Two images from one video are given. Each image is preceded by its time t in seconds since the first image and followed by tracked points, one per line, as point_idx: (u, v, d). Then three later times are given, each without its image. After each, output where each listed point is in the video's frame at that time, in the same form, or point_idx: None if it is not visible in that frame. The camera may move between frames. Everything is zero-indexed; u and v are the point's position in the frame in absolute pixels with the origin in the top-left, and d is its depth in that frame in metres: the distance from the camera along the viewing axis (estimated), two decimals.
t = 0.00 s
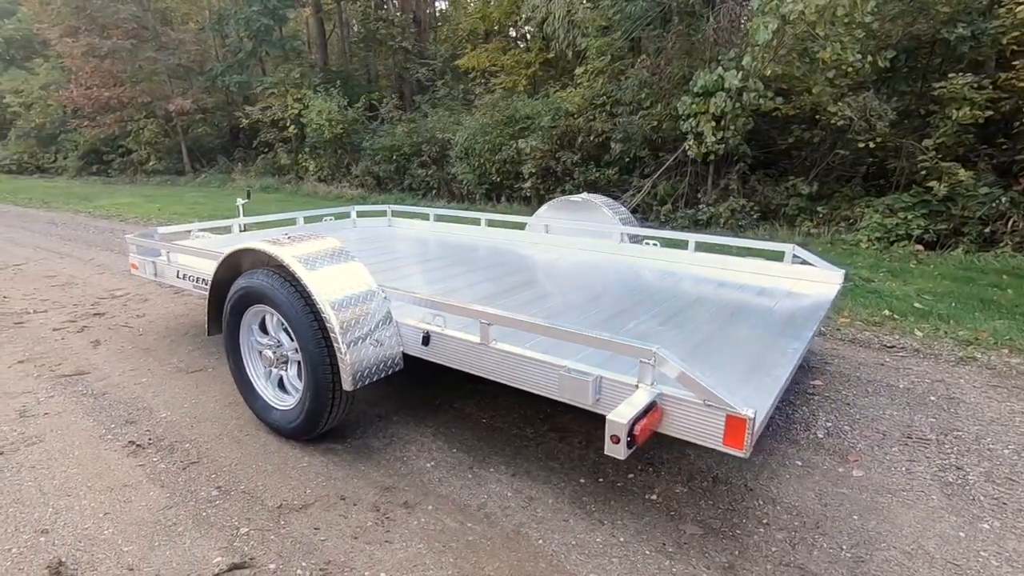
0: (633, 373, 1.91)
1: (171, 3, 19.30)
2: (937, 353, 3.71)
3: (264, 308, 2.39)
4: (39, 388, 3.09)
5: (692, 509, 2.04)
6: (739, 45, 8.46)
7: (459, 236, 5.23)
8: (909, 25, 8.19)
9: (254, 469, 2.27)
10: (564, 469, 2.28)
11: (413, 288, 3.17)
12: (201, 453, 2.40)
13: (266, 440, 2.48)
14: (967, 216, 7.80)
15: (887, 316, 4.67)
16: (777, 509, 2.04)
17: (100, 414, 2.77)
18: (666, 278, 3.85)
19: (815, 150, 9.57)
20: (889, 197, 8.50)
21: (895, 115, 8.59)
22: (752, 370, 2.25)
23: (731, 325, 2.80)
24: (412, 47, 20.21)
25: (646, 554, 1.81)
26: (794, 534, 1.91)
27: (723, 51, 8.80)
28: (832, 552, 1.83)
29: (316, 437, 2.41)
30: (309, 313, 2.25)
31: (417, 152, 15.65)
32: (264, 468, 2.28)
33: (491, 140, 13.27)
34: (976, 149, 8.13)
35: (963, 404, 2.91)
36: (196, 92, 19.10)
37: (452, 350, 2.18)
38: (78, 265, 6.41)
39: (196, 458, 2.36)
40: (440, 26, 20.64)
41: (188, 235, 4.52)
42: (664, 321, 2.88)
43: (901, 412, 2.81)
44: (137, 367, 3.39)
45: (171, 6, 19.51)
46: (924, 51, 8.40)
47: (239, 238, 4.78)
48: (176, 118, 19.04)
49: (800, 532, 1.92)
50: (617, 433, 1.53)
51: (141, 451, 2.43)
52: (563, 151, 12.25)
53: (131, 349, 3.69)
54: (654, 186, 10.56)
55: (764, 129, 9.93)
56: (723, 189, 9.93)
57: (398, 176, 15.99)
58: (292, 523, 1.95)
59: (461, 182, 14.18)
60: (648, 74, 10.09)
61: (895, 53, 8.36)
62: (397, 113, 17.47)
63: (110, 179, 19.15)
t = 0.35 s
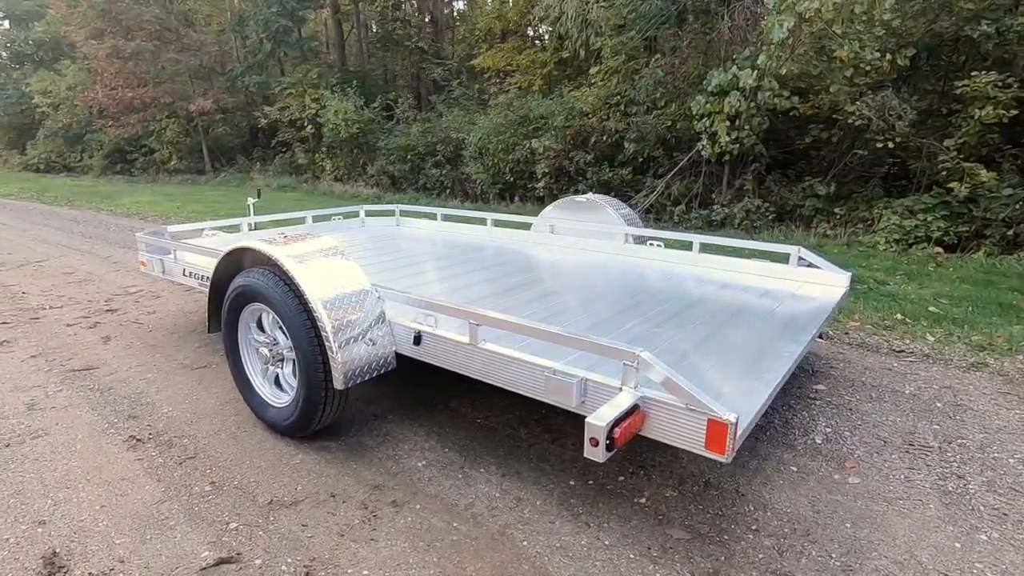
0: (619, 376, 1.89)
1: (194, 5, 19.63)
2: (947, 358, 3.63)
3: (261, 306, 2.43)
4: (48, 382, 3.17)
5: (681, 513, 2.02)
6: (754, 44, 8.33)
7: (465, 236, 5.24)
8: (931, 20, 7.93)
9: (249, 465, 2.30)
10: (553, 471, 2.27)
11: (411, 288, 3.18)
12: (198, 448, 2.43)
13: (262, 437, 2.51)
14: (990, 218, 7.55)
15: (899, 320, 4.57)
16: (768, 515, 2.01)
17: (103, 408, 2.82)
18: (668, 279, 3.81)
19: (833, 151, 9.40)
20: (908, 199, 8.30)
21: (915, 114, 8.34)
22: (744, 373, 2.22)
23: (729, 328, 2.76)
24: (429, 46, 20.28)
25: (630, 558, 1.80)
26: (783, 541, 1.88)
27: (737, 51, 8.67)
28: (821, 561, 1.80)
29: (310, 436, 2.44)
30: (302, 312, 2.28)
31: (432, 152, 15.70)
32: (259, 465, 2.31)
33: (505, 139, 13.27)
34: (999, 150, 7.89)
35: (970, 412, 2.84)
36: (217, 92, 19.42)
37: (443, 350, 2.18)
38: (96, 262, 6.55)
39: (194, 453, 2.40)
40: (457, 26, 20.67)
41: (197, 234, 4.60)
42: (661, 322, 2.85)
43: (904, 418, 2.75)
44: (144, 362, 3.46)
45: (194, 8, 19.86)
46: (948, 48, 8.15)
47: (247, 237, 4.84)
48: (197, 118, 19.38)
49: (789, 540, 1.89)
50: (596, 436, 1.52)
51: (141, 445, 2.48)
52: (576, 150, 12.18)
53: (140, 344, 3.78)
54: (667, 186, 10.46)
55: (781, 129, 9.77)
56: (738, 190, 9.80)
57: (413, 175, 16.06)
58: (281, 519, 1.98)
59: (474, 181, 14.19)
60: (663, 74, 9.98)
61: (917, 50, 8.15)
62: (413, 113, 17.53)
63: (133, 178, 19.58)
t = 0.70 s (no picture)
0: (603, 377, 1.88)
1: (217, 7, 19.97)
2: (959, 364, 3.53)
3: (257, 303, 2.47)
4: (59, 376, 3.26)
5: (668, 517, 2.00)
6: (772, 42, 8.18)
7: (472, 236, 5.25)
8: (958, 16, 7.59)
9: (243, 460, 2.34)
10: (543, 472, 2.26)
11: (409, 286, 3.19)
12: (196, 443, 2.48)
13: (258, 432, 2.55)
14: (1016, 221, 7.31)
15: (912, 324, 4.47)
16: (758, 521, 1.98)
17: (108, 402, 2.89)
18: (671, 279, 3.78)
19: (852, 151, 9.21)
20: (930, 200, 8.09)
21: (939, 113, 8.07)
22: (736, 374, 2.19)
23: (727, 329, 2.72)
24: (446, 46, 20.32)
25: (612, 561, 1.79)
26: (771, 547, 1.85)
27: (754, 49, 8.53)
28: (808, 568, 1.77)
29: (304, 432, 2.47)
30: (295, 310, 2.32)
31: (447, 151, 15.73)
32: (253, 460, 2.34)
33: (520, 139, 13.25)
34: None
35: (977, 419, 2.76)
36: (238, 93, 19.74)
37: (433, 349, 2.19)
38: (114, 258, 6.71)
39: (191, 447, 2.45)
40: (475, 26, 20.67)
41: (208, 232, 4.68)
42: (658, 323, 2.82)
43: (908, 425, 2.69)
44: (151, 357, 3.53)
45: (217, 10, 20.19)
46: (975, 45, 7.86)
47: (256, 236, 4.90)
48: (219, 118, 19.72)
49: (777, 546, 1.86)
50: (572, 438, 1.51)
51: (141, 439, 2.53)
52: (590, 150, 12.08)
53: (149, 340, 3.86)
54: (682, 186, 10.35)
55: (799, 128, 9.59)
56: (755, 190, 9.65)
57: (429, 174, 16.12)
58: (270, 514, 2.00)
59: (489, 181, 14.19)
60: (678, 73, 9.86)
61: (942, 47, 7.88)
62: (429, 112, 17.59)
63: (157, 177, 20.01)
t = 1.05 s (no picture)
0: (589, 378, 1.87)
1: (237, 8, 20.23)
2: (969, 369, 3.44)
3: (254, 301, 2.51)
4: (68, 369, 3.33)
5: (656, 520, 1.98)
6: (787, 40, 8.04)
7: (479, 235, 5.25)
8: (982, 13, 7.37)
9: (238, 455, 2.37)
10: (533, 472, 2.26)
11: (408, 285, 3.19)
12: (194, 437, 2.52)
13: (255, 428, 2.58)
14: None
15: (924, 328, 4.36)
16: (747, 526, 1.95)
17: (112, 396, 2.95)
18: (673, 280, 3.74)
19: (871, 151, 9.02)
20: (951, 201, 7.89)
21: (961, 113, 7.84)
22: (726, 377, 2.16)
23: (723, 332, 2.68)
24: (462, 46, 20.34)
25: (595, 563, 1.78)
26: (758, 553, 1.82)
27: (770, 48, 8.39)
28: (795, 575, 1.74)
29: (299, 429, 2.49)
30: (290, 307, 2.35)
31: (461, 151, 15.76)
32: (247, 455, 2.37)
33: (534, 139, 13.22)
34: None
35: (985, 426, 2.68)
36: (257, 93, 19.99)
37: (423, 347, 2.20)
38: (130, 256, 6.83)
39: (188, 442, 2.49)
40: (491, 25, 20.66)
41: (216, 231, 4.74)
42: (654, 324, 2.80)
43: (911, 430, 2.63)
44: (158, 353, 3.60)
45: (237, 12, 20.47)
46: (1000, 42, 7.62)
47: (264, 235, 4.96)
48: (238, 118, 20.00)
49: (765, 552, 1.83)
50: (551, 439, 1.50)
51: (140, 433, 2.58)
52: (603, 149, 11.96)
53: (157, 336, 3.93)
54: (696, 186, 10.24)
55: (816, 128, 9.42)
56: (770, 190, 9.50)
57: (443, 174, 16.16)
58: (260, 509, 2.03)
59: (503, 180, 14.18)
60: (693, 71, 9.74)
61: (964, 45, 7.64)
62: (444, 112, 17.64)
63: (177, 176, 20.37)
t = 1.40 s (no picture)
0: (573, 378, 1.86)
1: (259, 10, 20.50)
2: (982, 375, 3.34)
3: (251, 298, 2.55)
4: (77, 363, 3.41)
5: (642, 523, 1.96)
6: (805, 39, 7.88)
7: (486, 235, 5.24)
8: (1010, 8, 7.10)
9: (232, 450, 2.40)
10: (521, 473, 2.25)
11: (407, 284, 3.19)
12: (192, 432, 2.56)
13: (252, 423, 2.62)
14: None
15: (939, 332, 4.25)
16: (735, 531, 1.92)
17: (116, 390, 3.01)
18: (676, 280, 3.69)
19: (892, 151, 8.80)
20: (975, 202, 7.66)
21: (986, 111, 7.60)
22: (716, 378, 2.12)
23: (720, 333, 2.63)
24: (480, 45, 20.35)
25: (577, 565, 1.76)
26: (745, 559, 1.79)
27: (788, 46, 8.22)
28: None
29: (293, 425, 2.52)
30: (283, 304, 2.37)
31: (476, 150, 15.77)
32: (241, 450, 2.40)
33: (548, 138, 13.17)
34: None
35: (992, 434, 2.60)
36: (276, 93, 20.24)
37: (413, 345, 2.21)
38: (147, 253, 6.97)
39: (186, 435, 2.53)
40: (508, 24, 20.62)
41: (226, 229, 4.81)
42: (651, 325, 2.76)
43: (915, 437, 2.56)
44: (165, 348, 3.67)
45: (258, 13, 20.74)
46: None
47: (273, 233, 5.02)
48: (258, 118, 20.29)
49: (752, 558, 1.80)
50: (526, 438, 1.50)
51: (140, 426, 2.63)
52: (618, 149, 11.83)
53: (166, 331, 4.00)
54: (711, 186, 10.12)
55: (836, 127, 9.22)
56: (786, 191, 9.32)
57: (458, 173, 16.21)
58: (249, 504, 2.05)
59: (517, 180, 14.16)
60: (709, 70, 9.60)
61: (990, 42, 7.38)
62: (460, 112, 17.66)
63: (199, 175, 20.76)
